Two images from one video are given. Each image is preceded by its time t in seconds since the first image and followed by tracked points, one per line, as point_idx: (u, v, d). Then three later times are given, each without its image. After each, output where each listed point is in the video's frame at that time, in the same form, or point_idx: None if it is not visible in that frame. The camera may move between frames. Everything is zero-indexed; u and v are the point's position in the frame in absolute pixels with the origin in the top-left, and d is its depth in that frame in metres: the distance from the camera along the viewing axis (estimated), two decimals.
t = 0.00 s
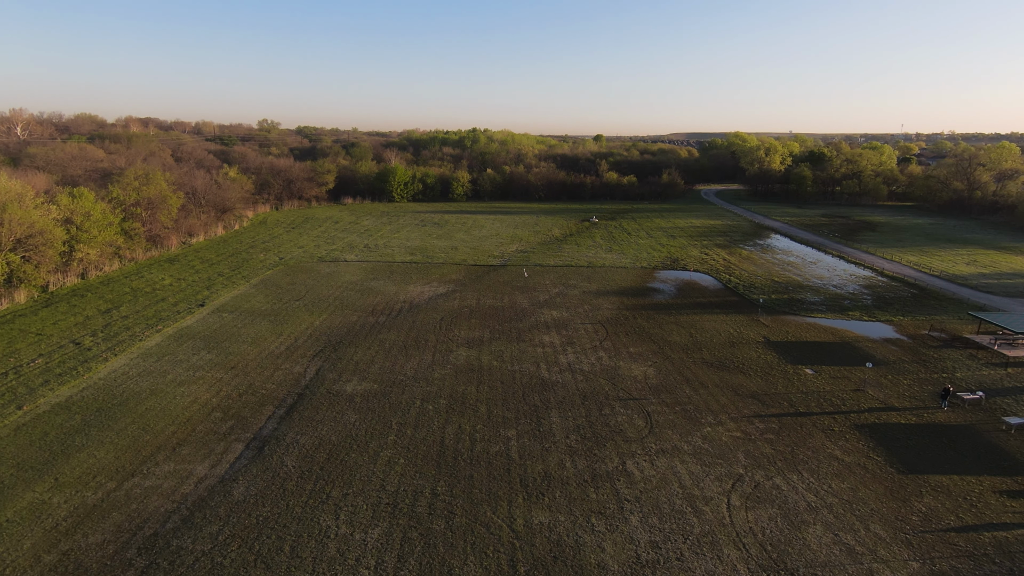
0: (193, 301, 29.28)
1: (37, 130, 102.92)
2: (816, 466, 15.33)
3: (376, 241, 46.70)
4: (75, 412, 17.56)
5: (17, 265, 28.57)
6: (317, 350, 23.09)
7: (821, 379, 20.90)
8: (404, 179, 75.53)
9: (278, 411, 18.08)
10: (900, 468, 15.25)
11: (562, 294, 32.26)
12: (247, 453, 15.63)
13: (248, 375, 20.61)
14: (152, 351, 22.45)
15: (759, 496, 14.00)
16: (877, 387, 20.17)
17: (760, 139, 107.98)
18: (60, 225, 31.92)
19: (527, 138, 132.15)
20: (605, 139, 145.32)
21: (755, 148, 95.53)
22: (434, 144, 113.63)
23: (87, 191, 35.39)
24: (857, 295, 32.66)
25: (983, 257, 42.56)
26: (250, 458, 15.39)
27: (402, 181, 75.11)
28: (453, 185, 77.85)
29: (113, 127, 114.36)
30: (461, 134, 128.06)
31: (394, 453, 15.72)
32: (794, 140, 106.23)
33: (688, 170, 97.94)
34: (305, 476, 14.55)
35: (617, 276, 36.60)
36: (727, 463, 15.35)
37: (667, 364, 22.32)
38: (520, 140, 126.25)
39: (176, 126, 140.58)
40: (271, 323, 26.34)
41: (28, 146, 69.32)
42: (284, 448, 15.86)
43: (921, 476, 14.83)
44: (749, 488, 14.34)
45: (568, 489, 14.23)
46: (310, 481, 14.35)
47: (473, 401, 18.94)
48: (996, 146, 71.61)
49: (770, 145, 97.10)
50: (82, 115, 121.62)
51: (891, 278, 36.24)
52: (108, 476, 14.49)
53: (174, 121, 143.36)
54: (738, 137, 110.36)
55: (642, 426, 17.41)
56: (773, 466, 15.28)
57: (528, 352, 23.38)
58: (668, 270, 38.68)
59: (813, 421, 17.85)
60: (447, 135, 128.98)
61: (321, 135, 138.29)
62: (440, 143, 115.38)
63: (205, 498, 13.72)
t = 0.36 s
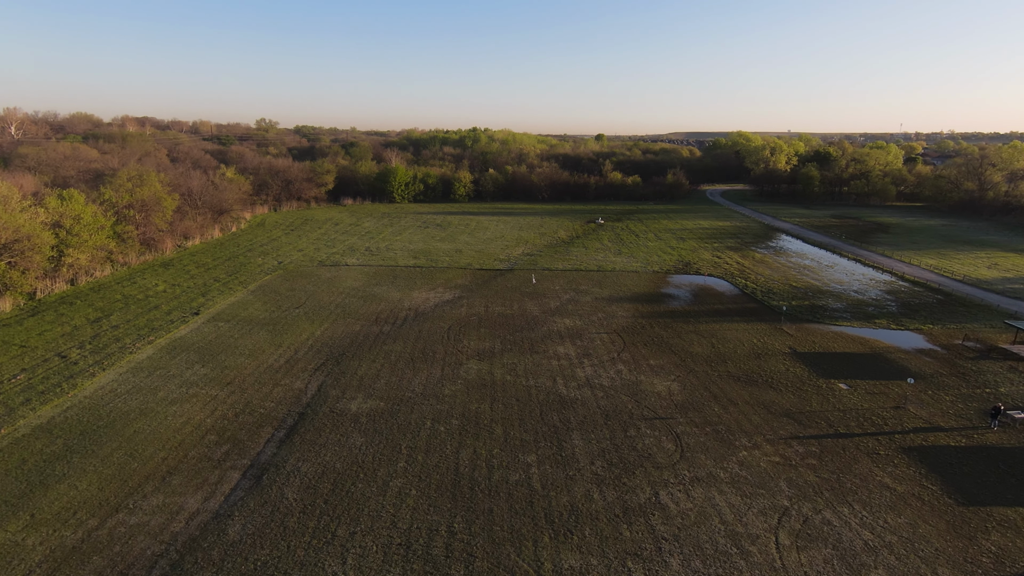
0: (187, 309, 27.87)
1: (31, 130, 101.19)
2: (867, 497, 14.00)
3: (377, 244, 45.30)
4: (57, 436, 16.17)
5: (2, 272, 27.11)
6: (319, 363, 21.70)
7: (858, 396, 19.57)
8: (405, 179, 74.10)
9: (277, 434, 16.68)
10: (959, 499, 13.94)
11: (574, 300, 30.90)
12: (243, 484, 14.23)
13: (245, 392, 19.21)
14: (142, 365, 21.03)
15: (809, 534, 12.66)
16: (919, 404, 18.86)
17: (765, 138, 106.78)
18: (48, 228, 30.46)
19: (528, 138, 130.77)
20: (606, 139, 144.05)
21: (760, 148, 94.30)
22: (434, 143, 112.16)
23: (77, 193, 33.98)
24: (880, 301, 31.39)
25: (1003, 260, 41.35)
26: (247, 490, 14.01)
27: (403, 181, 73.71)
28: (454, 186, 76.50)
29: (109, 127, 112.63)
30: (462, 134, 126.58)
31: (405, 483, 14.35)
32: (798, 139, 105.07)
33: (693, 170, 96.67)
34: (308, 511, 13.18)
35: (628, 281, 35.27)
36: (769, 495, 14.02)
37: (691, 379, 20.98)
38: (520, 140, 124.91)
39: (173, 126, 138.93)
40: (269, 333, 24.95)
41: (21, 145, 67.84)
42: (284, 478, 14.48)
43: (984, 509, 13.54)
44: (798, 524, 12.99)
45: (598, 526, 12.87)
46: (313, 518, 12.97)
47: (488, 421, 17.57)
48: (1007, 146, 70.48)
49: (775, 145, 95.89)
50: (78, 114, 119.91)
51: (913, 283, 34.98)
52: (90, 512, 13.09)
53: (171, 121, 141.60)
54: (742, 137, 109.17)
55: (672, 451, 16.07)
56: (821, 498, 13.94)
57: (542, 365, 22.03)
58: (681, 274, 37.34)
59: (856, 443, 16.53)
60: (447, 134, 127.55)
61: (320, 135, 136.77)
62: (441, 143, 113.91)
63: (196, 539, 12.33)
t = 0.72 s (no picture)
0: (182, 313, 26.51)
1: (25, 126, 99.33)
2: (930, 528, 12.69)
3: (379, 243, 43.92)
4: (37, 459, 14.82)
5: None
6: (322, 373, 20.36)
7: (900, 409, 18.28)
8: (406, 176, 72.62)
9: (278, 455, 15.34)
10: None
11: (587, 303, 29.56)
12: (241, 515, 12.91)
13: (243, 406, 17.85)
14: (133, 377, 19.65)
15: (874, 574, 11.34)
16: (967, 418, 17.58)
17: (770, 134, 105.31)
18: (36, 229, 29.03)
19: (530, 133, 129.13)
20: (608, 134, 142.53)
21: (767, 144, 92.79)
22: (435, 139, 110.51)
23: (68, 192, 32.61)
24: (906, 303, 30.09)
25: None
26: (245, 522, 12.70)
27: (404, 178, 72.27)
28: (457, 183, 75.05)
29: (105, 123, 110.83)
30: (462, 130, 124.88)
31: (419, 513, 13.03)
32: (804, 135, 103.65)
33: (698, 166, 95.23)
34: (312, 548, 11.85)
35: (642, 282, 33.95)
36: (822, 526, 12.71)
37: (720, 390, 19.66)
38: (522, 136, 123.30)
39: (170, 122, 137.07)
40: (269, 340, 23.62)
41: (13, 141, 66.18)
42: (285, 508, 13.14)
43: None
44: (860, 561, 11.67)
45: (637, 564, 11.56)
46: (318, 556, 11.64)
47: (506, 440, 16.23)
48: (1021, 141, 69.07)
49: (782, 140, 94.47)
50: (74, 111, 118.21)
51: (937, 283, 33.69)
52: (71, 549, 11.77)
53: (168, 117, 139.64)
54: (747, 132, 107.76)
55: (709, 474, 14.74)
56: (879, 529, 12.64)
57: (560, 375, 20.74)
58: (696, 275, 36.00)
59: (907, 464, 15.22)
60: (448, 130, 125.82)
61: (319, 131, 135.07)
62: (442, 139, 112.26)
63: None
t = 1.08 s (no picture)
0: (178, 316, 25.19)
1: (21, 121, 97.77)
2: (1008, 560, 11.38)
3: (383, 241, 42.55)
4: (17, 482, 13.53)
5: None
6: (326, 382, 19.02)
7: (950, 420, 16.95)
8: (409, 171, 71.16)
9: (280, 476, 14.02)
10: None
11: (602, 304, 28.18)
12: (240, 548, 11.60)
13: (242, 420, 16.53)
14: (125, 387, 18.36)
15: None
16: None
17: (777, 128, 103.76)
18: (24, 227, 27.63)
19: (532, 128, 127.46)
20: (611, 129, 140.96)
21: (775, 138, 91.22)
22: (437, 134, 108.94)
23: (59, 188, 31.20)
24: (936, 302, 28.73)
25: None
26: (244, 556, 11.39)
27: (406, 174, 70.81)
28: (460, 178, 73.60)
29: (102, 118, 109.25)
30: (464, 124, 123.27)
31: (437, 545, 11.72)
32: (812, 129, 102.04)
33: (704, 160, 93.69)
34: None
35: (657, 281, 32.60)
36: (886, 558, 11.42)
37: (753, 399, 18.32)
38: (525, 130, 121.73)
39: (168, 118, 135.43)
40: (270, 345, 22.30)
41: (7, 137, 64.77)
42: (289, 540, 11.83)
43: None
44: None
45: None
46: None
47: (528, 457, 14.91)
48: None
49: (790, 134, 92.89)
50: (70, 106, 116.67)
51: (966, 281, 32.30)
52: None
53: (166, 112, 137.96)
54: (754, 127, 106.18)
55: (754, 496, 13.42)
56: (951, 563, 11.33)
57: (581, 383, 19.41)
58: (713, 273, 34.63)
59: (969, 484, 13.90)
60: (450, 125, 124.18)
61: (319, 127, 133.46)
62: (443, 134, 110.66)
63: None
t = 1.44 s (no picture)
0: (172, 321, 23.83)
1: (15, 118, 96.08)
2: None
3: (385, 240, 41.17)
4: None
5: None
6: (330, 394, 17.69)
7: (1006, 433, 15.67)
8: (410, 168, 69.72)
9: (281, 503, 12.68)
10: None
11: (618, 305, 26.84)
12: None
13: (239, 437, 15.20)
14: (113, 400, 17.03)
15: None
16: None
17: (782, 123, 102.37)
18: (9, 228, 26.24)
19: (533, 124, 125.91)
20: (613, 125, 139.39)
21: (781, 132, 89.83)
22: (437, 131, 107.39)
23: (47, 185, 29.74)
24: (967, 302, 27.43)
25: None
26: None
27: (407, 170, 69.37)
28: (462, 175, 72.19)
29: (97, 115, 107.58)
30: (465, 120, 121.74)
31: None
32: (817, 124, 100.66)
33: (709, 155, 92.23)
34: None
35: (672, 281, 31.28)
36: None
37: (790, 411, 17.02)
38: (526, 126, 120.19)
39: (164, 115, 133.71)
40: (268, 352, 20.94)
41: None
42: None
43: None
44: None
45: None
46: None
47: (553, 479, 13.60)
48: None
49: (796, 129, 91.49)
50: (65, 104, 114.99)
51: (994, 280, 30.99)
52: None
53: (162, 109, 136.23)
54: (758, 122, 104.79)
55: (806, 523, 12.12)
56: None
57: (603, 393, 18.09)
58: (729, 272, 33.30)
59: None
60: (450, 121, 122.67)
61: (317, 124, 131.90)
62: (444, 130, 109.13)
63: None
